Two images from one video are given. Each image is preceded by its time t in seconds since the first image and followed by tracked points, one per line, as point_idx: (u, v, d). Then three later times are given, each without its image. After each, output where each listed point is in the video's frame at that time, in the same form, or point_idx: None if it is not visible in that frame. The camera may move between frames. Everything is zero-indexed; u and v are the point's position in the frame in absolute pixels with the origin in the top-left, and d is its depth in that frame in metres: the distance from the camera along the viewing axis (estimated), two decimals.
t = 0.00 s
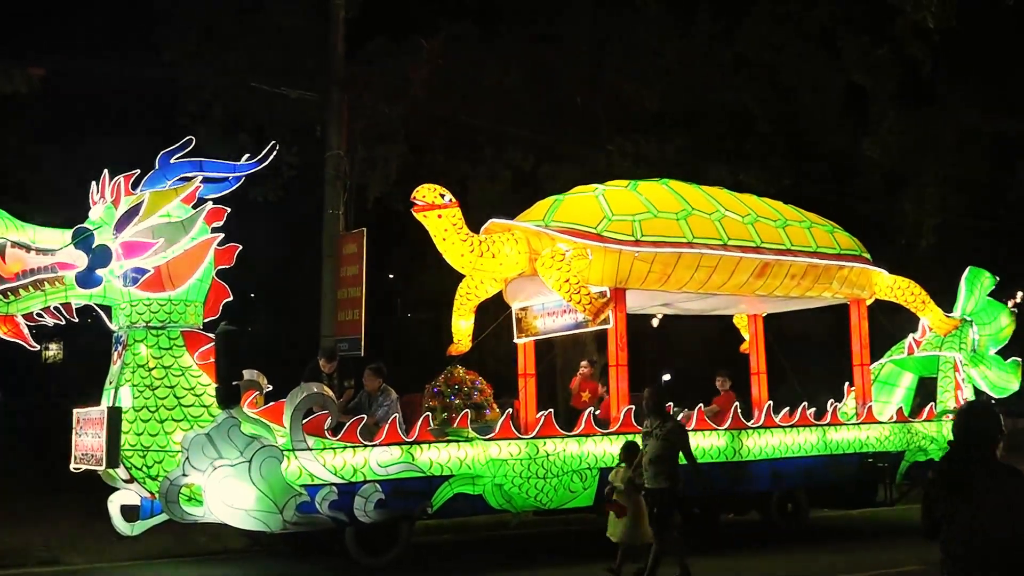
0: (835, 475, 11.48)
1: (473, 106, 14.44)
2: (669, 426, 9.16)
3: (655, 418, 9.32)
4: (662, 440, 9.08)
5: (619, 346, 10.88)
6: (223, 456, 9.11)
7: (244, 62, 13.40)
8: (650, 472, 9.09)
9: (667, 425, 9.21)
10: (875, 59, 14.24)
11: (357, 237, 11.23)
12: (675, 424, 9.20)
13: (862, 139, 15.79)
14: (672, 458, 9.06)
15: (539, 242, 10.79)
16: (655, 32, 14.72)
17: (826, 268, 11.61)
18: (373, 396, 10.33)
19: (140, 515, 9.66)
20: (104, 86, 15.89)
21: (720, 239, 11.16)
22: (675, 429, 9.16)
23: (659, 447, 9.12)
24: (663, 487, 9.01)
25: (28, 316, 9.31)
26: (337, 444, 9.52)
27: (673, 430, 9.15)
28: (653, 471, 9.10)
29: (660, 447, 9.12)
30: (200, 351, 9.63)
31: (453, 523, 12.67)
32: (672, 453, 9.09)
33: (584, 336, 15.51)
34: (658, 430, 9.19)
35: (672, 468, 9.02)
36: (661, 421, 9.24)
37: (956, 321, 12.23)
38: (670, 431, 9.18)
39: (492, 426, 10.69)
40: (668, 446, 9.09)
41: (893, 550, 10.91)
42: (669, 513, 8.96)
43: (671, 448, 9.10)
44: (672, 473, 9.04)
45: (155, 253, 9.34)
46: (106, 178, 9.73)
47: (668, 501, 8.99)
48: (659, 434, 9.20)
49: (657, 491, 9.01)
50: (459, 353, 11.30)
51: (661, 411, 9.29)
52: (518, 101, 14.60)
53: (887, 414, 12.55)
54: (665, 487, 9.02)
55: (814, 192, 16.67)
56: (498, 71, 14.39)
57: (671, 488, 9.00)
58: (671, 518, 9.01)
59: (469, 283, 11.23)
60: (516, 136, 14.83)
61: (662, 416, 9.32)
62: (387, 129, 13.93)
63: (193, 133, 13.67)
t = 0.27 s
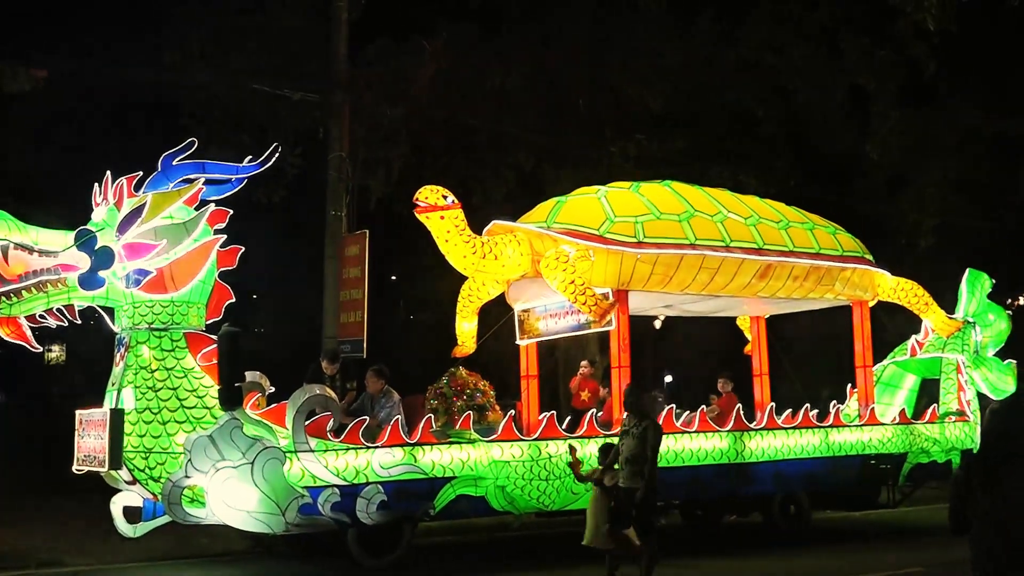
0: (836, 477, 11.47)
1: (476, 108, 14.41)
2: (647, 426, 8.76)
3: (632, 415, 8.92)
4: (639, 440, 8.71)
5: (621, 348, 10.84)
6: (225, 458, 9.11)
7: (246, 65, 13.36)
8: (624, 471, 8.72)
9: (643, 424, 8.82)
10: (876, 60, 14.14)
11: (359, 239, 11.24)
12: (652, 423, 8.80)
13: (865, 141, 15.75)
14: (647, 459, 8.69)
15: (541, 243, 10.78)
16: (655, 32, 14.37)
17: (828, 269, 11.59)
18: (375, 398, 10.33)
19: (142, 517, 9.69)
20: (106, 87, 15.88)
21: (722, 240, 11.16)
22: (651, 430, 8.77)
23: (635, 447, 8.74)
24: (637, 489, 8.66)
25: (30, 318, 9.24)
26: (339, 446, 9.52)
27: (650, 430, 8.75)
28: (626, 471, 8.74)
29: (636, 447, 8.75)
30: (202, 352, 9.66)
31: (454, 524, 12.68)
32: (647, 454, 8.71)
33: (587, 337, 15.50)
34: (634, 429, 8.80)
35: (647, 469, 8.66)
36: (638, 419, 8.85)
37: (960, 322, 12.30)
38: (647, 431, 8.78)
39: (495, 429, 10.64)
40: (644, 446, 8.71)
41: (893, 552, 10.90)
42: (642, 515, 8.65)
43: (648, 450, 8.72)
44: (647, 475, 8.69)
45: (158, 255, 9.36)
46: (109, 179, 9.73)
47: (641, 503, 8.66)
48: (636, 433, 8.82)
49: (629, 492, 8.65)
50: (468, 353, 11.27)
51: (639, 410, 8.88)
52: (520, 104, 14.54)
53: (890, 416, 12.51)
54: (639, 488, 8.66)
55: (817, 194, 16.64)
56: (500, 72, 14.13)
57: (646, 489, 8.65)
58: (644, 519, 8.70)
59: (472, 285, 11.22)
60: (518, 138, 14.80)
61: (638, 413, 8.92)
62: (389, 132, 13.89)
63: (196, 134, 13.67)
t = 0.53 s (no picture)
0: (840, 479, 11.38)
1: (477, 108, 14.31)
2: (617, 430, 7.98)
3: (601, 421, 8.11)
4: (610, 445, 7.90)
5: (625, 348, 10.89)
6: (224, 460, 9.01)
7: (246, 65, 13.26)
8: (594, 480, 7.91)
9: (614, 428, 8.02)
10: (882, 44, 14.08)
11: (359, 239, 11.15)
12: (622, 427, 8.01)
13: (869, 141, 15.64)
14: (620, 465, 7.89)
15: (543, 244, 10.70)
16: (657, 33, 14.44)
17: (832, 270, 11.50)
18: (376, 400, 10.24)
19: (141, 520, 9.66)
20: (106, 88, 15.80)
21: (725, 239, 11.09)
22: (622, 434, 7.96)
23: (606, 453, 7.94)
24: (610, 499, 7.85)
25: (28, 320, 9.10)
26: (339, 448, 9.44)
27: (621, 434, 7.96)
28: (597, 481, 7.92)
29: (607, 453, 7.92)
30: (201, 354, 9.57)
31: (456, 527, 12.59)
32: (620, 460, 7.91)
33: (588, 339, 15.40)
34: (604, 434, 8.00)
35: (621, 476, 7.87)
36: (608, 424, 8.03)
37: (965, 323, 12.18)
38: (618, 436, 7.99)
39: (494, 433, 10.56)
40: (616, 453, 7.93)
41: (896, 556, 10.79)
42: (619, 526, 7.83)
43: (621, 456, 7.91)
44: (620, 483, 7.89)
45: (156, 256, 9.28)
46: (108, 179, 9.66)
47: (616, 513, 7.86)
48: (606, 439, 8.04)
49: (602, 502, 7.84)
50: (470, 357, 11.08)
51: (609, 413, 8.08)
52: (521, 103, 14.43)
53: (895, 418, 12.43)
54: (613, 497, 7.86)
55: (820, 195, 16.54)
56: (501, 72, 14.09)
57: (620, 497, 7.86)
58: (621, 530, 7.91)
59: (472, 286, 11.14)
60: (519, 138, 14.70)
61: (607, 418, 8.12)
62: (390, 132, 13.78)
63: (196, 135, 13.58)
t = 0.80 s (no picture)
0: (859, 489, 10.82)
1: (475, 102, 13.78)
2: (579, 434, 7.76)
3: (567, 423, 7.93)
4: (573, 449, 7.70)
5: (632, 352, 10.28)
6: (212, 470, 8.46)
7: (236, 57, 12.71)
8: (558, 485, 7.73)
9: (579, 431, 7.80)
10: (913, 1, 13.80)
11: (353, 237, 10.63)
12: (587, 430, 7.79)
13: (884, 136, 15.10)
14: (584, 470, 7.70)
15: (547, 242, 10.19)
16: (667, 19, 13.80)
17: (849, 268, 10.97)
18: (370, 406, 9.69)
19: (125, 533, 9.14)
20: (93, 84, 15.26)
21: (736, 237, 10.56)
22: (586, 438, 7.75)
23: (569, 458, 7.73)
24: (572, 505, 7.65)
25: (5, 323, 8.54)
26: (333, 457, 8.89)
27: (585, 438, 7.73)
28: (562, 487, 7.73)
29: (572, 458, 7.73)
30: (188, 358, 8.99)
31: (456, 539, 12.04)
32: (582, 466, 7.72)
33: (593, 343, 14.86)
34: (568, 438, 7.79)
35: (584, 481, 7.67)
36: (573, 427, 7.83)
37: (988, 324, 11.60)
38: (583, 439, 7.77)
39: (496, 438, 10.04)
40: (579, 457, 7.72)
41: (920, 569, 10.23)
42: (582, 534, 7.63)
43: (585, 460, 7.71)
44: (583, 488, 7.68)
45: (141, 255, 8.75)
46: (89, 175, 9.13)
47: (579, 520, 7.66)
48: (572, 443, 7.80)
49: (565, 508, 7.65)
50: (476, 360, 10.57)
51: (575, 416, 7.89)
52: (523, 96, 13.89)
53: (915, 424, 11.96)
54: (576, 502, 7.66)
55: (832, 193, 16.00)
56: (503, 63, 13.59)
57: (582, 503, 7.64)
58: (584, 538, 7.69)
59: (472, 288, 10.62)
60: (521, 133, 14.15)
61: (573, 422, 7.92)
62: (386, 126, 13.24)
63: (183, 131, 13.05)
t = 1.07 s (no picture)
0: (878, 498, 10.27)
1: (474, 93, 13.19)
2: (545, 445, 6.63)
3: (533, 435, 6.77)
4: (539, 462, 6.57)
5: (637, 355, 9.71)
6: (195, 480, 7.88)
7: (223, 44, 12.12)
8: (524, 502, 6.60)
9: (546, 442, 6.66)
10: None
11: (344, 234, 10.04)
12: (555, 441, 6.66)
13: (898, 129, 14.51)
14: (554, 484, 6.57)
15: (549, 239, 9.62)
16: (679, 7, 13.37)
17: (867, 266, 10.41)
18: (362, 412, 9.13)
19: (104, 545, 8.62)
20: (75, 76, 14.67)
21: (749, 233, 9.97)
22: (555, 450, 6.63)
23: (536, 471, 6.61)
24: (542, 523, 6.53)
25: None
26: (322, 466, 8.32)
27: (552, 448, 6.61)
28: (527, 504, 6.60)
29: (538, 473, 6.61)
30: (170, 362, 8.44)
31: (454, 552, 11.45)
32: (552, 479, 6.58)
33: (596, 344, 14.25)
34: (533, 450, 6.65)
35: (552, 496, 6.53)
36: (539, 437, 6.68)
37: (1012, 327, 10.94)
38: (549, 451, 6.64)
39: (494, 446, 9.51)
40: (547, 469, 6.59)
41: None
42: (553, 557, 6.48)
43: (554, 475, 6.59)
44: (552, 505, 6.54)
45: (121, 253, 8.16)
46: (65, 168, 8.57)
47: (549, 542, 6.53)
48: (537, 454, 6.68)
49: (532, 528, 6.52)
50: (479, 364, 10.09)
51: (541, 424, 6.72)
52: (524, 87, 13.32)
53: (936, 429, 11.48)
54: (546, 521, 6.53)
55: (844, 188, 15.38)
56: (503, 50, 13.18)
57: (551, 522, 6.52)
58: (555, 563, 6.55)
59: (468, 288, 10.06)
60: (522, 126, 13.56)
61: (541, 432, 6.76)
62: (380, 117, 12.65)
63: (165, 123, 12.42)
